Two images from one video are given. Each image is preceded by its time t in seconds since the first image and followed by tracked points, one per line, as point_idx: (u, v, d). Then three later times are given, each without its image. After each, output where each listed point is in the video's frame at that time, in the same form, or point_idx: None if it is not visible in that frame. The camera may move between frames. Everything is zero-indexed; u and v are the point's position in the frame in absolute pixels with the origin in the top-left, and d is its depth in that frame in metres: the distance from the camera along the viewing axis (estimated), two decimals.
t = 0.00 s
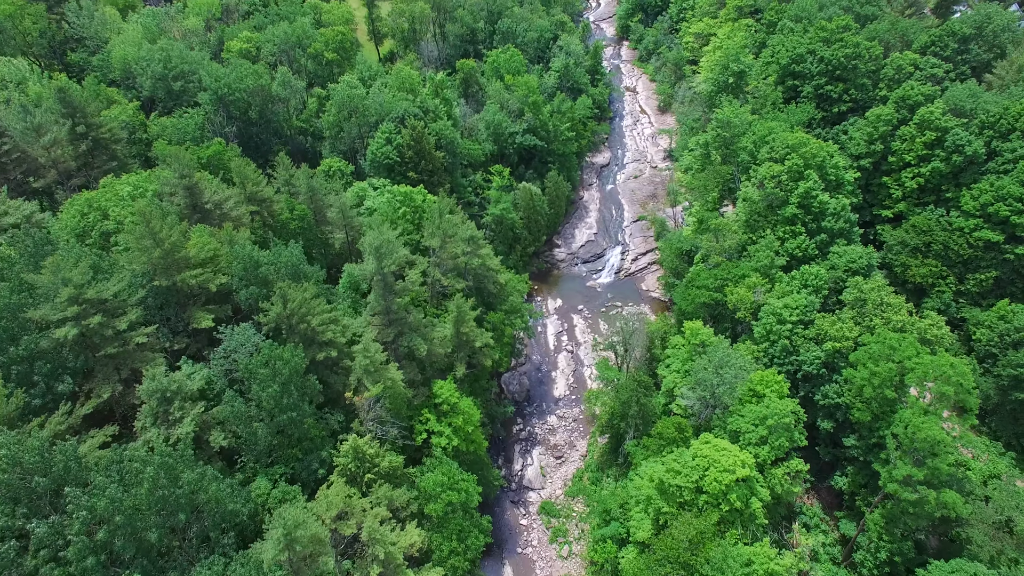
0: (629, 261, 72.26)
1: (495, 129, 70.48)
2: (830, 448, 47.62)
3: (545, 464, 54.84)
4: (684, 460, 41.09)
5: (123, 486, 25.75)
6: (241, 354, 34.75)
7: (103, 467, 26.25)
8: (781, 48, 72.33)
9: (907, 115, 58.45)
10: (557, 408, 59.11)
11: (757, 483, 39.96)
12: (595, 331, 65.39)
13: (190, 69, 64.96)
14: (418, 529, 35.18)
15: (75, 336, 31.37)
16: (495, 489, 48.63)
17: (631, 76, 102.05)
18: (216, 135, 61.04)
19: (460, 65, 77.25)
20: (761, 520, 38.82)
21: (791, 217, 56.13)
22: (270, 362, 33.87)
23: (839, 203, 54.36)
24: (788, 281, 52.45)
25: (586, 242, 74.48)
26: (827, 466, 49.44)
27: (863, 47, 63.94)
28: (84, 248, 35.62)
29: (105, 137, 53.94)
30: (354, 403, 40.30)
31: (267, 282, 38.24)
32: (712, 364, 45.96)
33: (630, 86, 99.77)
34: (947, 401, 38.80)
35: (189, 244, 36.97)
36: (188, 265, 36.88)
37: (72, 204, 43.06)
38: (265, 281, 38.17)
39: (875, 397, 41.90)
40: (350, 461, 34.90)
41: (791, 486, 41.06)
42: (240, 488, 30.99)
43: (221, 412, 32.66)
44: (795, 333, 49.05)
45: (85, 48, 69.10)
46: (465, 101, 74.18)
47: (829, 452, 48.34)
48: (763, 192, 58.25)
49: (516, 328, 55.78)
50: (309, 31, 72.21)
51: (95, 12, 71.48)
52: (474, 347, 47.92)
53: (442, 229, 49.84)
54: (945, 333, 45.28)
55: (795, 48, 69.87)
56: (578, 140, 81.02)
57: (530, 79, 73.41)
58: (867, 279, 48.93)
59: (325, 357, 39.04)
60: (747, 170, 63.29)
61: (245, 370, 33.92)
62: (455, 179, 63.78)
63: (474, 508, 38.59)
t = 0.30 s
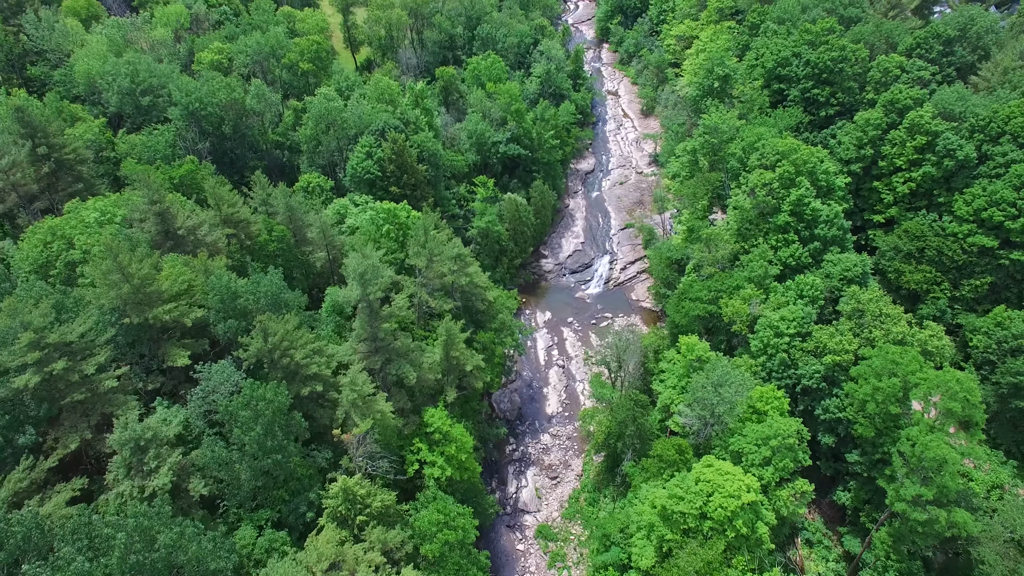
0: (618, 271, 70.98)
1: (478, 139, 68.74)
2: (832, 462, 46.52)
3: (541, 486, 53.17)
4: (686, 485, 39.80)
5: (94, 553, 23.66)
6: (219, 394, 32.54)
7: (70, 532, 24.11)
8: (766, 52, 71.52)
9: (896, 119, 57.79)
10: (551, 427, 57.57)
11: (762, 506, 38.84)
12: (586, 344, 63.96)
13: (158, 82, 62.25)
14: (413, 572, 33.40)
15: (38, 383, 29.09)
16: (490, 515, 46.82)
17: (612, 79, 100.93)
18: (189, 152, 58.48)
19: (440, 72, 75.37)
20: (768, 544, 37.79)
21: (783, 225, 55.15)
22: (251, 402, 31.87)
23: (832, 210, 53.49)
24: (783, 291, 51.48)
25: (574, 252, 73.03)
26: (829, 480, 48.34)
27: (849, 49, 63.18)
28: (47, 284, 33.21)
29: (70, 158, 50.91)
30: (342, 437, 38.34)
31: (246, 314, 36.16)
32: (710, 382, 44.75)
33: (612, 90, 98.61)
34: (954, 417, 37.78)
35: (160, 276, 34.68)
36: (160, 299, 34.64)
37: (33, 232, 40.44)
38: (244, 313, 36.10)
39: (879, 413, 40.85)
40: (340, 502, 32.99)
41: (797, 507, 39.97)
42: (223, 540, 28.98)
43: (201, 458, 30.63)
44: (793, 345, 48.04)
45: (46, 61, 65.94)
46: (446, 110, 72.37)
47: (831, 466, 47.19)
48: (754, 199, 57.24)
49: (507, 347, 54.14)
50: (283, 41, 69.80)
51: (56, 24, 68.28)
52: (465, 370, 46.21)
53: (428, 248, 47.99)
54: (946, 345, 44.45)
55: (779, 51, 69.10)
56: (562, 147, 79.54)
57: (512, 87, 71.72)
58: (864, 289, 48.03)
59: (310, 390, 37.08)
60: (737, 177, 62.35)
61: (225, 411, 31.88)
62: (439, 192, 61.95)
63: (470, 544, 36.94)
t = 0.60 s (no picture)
0: (614, 282, 69.52)
1: (470, 149, 66.99)
2: (841, 481, 45.21)
3: (542, 509, 51.49)
4: (695, 514, 38.26)
5: None
6: (205, 435, 30.65)
7: None
8: (760, 56, 70.39)
9: (897, 126, 56.68)
10: (550, 446, 55.97)
11: (774, 535, 37.81)
12: (584, 358, 62.42)
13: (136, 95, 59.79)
14: None
15: (7, 432, 26.92)
16: (491, 543, 45.06)
17: (603, 83, 99.58)
18: (169, 168, 56.18)
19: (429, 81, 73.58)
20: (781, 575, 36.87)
21: (784, 236, 53.85)
22: (240, 444, 29.94)
23: (835, 220, 52.30)
24: (787, 306, 50.24)
25: (569, 263, 71.48)
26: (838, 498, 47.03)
27: (847, 54, 62.04)
28: (16, 321, 30.96)
29: (43, 177, 48.01)
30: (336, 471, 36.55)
31: (232, 347, 34.14)
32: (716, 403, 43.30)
33: (602, 94, 97.22)
34: (972, 440, 36.59)
35: (138, 308, 32.61)
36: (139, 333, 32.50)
37: (3, 259, 38.05)
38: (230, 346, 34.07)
39: (892, 435, 39.59)
40: (335, 547, 31.17)
41: (809, 533, 38.89)
42: None
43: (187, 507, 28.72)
44: (799, 362, 46.79)
45: (17, 74, 62.49)
46: (436, 119, 70.59)
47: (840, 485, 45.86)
48: (755, 210, 55.95)
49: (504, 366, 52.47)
50: (266, 50, 67.67)
51: (28, 34, 65.57)
52: (462, 394, 44.48)
53: (422, 267, 46.12)
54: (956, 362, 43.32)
55: (774, 56, 68.01)
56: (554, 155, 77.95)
57: (503, 95, 69.97)
58: (871, 303, 46.82)
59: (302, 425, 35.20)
60: (735, 186, 61.06)
61: (212, 454, 29.92)
62: (430, 206, 60.14)
63: None
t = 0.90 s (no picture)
0: (614, 294, 67.96)
1: (465, 159, 65.25)
2: (854, 504, 43.76)
3: (544, 533, 49.76)
4: (707, 547, 36.69)
5: None
6: (192, 479, 28.78)
7: None
8: (760, 62, 69.00)
9: (903, 135, 55.37)
10: (552, 467, 54.29)
11: (790, 567, 36.15)
12: (584, 374, 60.81)
13: (119, 107, 57.63)
14: None
15: None
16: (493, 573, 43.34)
17: (598, 87, 98.11)
18: (154, 183, 54.07)
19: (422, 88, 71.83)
20: None
21: (790, 249, 52.41)
22: (229, 491, 28.08)
23: (842, 233, 51.00)
24: (794, 322, 48.86)
25: (567, 275, 69.91)
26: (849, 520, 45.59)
27: (849, 61, 60.77)
28: None
29: (20, 196, 45.68)
30: (331, 508, 34.76)
31: (220, 382, 32.29)
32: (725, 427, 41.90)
33: (598, 99, 95.72)
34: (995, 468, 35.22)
35: (118, 343, 30.67)
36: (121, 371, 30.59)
37: None
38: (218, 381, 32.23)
39: (910, 460, 38.18)
40: None
41: (825, 564, 37.34)
42: None
43: (172, 560, 26.87)
44: (809, 382, 45.38)
45: None
46: (429, 129, 68.86)
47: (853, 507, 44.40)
48: (759, 222, 54.53)
49: (504, 386, 50.77)
50: (254, 59, 65.68)
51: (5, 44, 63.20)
52: (461, 419, 42.72)
53: (418, 288, 44.31)
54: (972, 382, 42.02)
55: (775, 62, 66.63)
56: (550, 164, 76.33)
57: (498, 103, 68.28)
58: (882, 320, 45.42)
59: (294, 462, 33.38)
60: (738, 197, 59.66)
61: (199, 501, 28.07)
62: (425, 219, 58.39)
63: None
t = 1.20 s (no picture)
0: (611, 307, 66.41)
1: (457, 170, 63.46)
2: (866, 528, 42.39)
3: (545, 559, 48.00)
4: None
5: None
6: (176, 533, 26.78)
7: None
8: (757, 68, 67.70)
9: (907, 143, 54.17)
10: (553, 489, 52.56)
11: None
12: (583, 391, 59.26)
13: (96, 121, 55.28)
14: None
15: None
16: None
17: (591, 92, 96.67)
18: (135, 201, 51.81)
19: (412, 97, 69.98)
20: None
21: (793, 262, 51.04)
22: (216, 546, 26.16)
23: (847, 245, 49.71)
24: (800, 338, 47.49)
25: (563, 287, 68.27)
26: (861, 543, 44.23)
27: (850, 66, 59.55)
28: None
29: None
30: (325, 550, 32.89)
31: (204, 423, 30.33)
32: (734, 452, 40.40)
33: (591, 104, 94.27)
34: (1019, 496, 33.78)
35: (94, 384, 28.70)
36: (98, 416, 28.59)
37: None
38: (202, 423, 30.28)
39: (927, 486, 36.78)
40: None
41: None
42: None
43: None
44: (817, 402, 43.95)
45: None
46: (420, 139, 67.11)
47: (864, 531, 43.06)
48: (761, 234, 53.10)
49: (502, 409, 49.01)
50: (238, 69, 63.56)
51: None
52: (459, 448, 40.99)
53: (412, 311, 42.50)
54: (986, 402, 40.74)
55: (774, 68, 65.34)
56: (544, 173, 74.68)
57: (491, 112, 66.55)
58: (892, 337, 44.01)
59: (285, 506, 31.51)
60: (738, 207, 58.30)
61: (183, 558, 26.12)
62: (417, 234, 56.57)
63: None
